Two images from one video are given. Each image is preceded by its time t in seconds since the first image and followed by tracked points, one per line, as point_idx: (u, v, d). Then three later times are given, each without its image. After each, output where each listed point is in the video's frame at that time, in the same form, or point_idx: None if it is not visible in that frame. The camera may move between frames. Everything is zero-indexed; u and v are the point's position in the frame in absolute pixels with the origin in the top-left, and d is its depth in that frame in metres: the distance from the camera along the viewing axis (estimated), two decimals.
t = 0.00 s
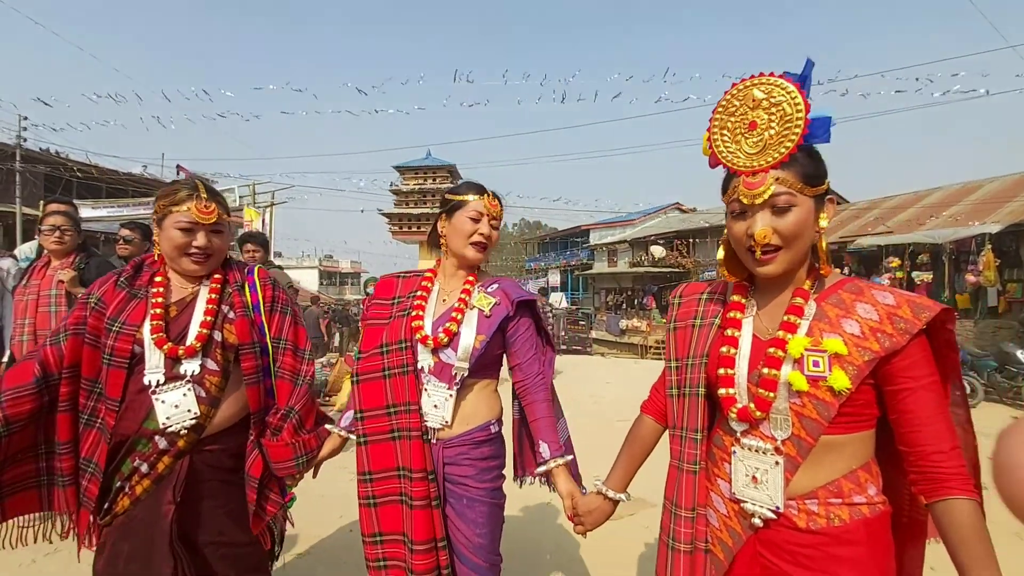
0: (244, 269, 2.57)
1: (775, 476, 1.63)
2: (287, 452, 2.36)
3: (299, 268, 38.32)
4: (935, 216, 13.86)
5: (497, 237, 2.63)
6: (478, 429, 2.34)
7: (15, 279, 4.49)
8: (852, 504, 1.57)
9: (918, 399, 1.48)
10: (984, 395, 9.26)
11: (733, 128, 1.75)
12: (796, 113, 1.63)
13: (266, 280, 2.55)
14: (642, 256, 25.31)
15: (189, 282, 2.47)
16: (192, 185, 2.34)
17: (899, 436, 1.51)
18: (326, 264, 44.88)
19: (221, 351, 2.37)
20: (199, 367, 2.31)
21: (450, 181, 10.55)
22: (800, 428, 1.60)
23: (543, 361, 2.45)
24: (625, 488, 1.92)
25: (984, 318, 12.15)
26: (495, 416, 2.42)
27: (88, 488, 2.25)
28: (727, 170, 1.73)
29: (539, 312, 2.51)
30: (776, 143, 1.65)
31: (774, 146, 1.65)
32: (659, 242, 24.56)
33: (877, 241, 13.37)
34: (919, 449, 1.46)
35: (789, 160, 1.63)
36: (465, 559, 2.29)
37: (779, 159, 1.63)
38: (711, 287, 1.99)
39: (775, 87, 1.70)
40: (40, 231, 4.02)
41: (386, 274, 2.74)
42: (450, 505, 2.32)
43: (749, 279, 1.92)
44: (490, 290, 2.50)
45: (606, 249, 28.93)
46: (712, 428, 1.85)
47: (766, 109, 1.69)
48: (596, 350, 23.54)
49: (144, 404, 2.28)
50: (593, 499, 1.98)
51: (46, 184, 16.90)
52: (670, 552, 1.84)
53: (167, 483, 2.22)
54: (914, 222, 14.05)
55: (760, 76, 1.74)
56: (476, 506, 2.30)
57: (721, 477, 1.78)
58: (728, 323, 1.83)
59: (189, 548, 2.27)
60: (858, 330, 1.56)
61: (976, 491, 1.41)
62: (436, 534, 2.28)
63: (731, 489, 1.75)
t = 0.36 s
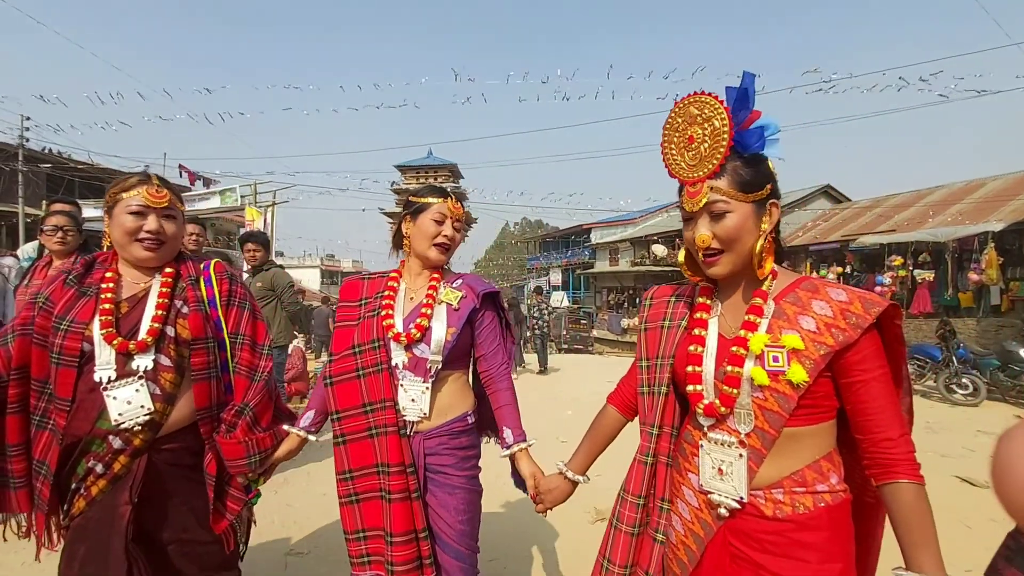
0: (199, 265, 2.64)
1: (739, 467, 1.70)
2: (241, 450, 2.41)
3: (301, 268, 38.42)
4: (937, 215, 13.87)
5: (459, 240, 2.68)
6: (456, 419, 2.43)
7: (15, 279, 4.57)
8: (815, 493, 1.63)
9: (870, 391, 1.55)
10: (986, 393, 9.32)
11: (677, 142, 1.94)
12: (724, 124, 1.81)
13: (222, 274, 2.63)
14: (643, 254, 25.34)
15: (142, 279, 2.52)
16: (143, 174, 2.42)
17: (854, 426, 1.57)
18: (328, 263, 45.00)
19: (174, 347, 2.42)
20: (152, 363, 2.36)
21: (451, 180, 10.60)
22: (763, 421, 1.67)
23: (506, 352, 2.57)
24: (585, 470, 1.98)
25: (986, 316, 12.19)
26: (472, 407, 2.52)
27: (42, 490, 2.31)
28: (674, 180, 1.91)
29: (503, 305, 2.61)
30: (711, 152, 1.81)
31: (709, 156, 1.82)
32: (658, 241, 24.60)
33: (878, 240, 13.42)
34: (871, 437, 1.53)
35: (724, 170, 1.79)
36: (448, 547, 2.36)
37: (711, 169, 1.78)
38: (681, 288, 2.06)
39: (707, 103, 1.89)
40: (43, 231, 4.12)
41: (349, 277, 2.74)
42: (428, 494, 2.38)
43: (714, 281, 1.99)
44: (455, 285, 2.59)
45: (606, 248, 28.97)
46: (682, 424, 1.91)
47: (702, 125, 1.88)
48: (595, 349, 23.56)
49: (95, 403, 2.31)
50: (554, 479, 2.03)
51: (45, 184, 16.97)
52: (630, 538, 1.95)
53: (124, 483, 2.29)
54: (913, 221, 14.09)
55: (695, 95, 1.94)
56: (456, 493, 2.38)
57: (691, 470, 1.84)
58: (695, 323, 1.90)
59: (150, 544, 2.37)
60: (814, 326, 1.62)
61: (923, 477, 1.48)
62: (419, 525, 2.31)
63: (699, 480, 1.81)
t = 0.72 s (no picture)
0: (195, 260, 2.66)
1: (737, 463, 1.70)
2: (250, 440, 2.43)
3: (303, 267, 38.50)
4: (941, 212, 13.82)
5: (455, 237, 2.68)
6: (458, 418, 2.43)
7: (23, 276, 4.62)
8: (817, 490, 1.63)
9: (868, 386, 1.55)
10: (990, 391, 9.29)
11: (664, 147, 2.00)
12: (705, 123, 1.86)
13: (220, 269, 2.66)
14: (646, 253, 25.32)
15: (141, 274, 2.55)
16: (140, 169, 2.47)
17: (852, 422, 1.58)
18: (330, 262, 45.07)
19: (176, 341, 2.45)
20: (155, 357, 2.38)
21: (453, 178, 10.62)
22: (759, 417, 1.68)
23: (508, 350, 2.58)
24: (592, 467, 1.99)
25: (990, 314, 12.14)
26: (475, 405, 2.53)
27: (47, 489, 2.31)
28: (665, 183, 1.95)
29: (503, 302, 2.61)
30: (695, 152, 1.86)
31: (694, 156, 1.86)
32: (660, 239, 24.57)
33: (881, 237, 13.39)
34: (869, 433, 1.53)
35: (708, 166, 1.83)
36: (454, 544, 2.37)
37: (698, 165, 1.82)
38: (684, 287, 2.08)
39: (687, 108, 1.96)
40: (49, 231, 4.13)
41: (352, 276, 2.75)
42: (433, 491, 2.39)
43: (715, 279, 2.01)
44: (454, 283, 2.60)
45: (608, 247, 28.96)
46: (684, 421, 1.92)
47: (686, 128, 1.94)
48: (598, 347, 23.54)
49: (99, 398, 2.33)
50: (560, 477, 2.04)
51: (50, 184, 17.05)
52: (645, 537, 1.94)
53: (130, 478, 2.32)
54: (916, 219, 14.05)
55: (677, 101, 2.01)
56: (460, 491, 2.39)
57: (693, 466, 1.85)
58: (695, 321, 1.90)
59: (156, 539, 2.39)
60: (810, 321, 1.62)
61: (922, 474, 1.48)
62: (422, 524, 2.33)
63: (700, 476, 1.82)
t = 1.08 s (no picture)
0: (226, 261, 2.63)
1: (771, 468, 1.65)
2: (283, 434, 2.39)
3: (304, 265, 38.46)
4: (944, 209, 13.76)
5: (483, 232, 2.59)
6: (480, 423, 2.38)
7: (26, 275, 4.56)
8: (855, 499, 1.57)
9: (912, 389, 1.49)
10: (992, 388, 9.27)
11: (683, 144, 1.95)
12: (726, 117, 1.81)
13: (251, 271, 2.63)
14: (647, 251, 25.26)
15: (175, 273, 2.50)
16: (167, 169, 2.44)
17: (894, 427, 1.53)
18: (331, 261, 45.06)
19: (212, 339, 2.41)
20: (191, 355, 2.34)
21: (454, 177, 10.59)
22: (795, 420, 1.62)
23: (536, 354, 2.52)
24: (620, 480, 1.93)
25: (993, 312, 12.05)
26: (498, 409, 2.48)
27: (84, 486, 2.24)
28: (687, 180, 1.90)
29: (535, 305, 2.56)
30: (716, 146, 1.81)
31: (716, 150, 1.81)
32: (663, 237, 24.52)
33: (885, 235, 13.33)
34: (911, 439, 1.48)
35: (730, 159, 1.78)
36: (469, 548, 2.32)
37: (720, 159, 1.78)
38: (711, 285, 2.02)
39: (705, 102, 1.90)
40: (50, 230, 4.09)
41: (377, 269, 2.71)
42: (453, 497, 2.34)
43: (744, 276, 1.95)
44: (484, 284, 2.54)
45: (610, 245, 28.91)
46: (712, 423, 1.87)
47: (707, 122, 1.88)
48: (601, 345, 23.50)
49: (137, 396, 2.28)
50: (588, 489, 1.97)
51: (52, 183, 17.05)
52: (668, 542, 1.91)
53: (165, 475, 2.25)
54: (919, 216, 13.99)
55: (693, 95, 1.96)
56: (481, 496, 2.34)
57: (721, 470, 1.80)
58: (724, 319, 1.86)
59: (188, 537, 2.30)
60: (849, 319, 1.57)
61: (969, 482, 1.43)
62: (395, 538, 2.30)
63: (730, 481, 1.76)
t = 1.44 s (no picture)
0: (256, 260, 2.54)
1: (828, 478, 1.56)
2: (322, 426, 2.30)
3: (303, 263, 38.34)
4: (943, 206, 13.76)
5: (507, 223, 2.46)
6: (502, 424, 2.28)
7: (23, 273, 4.42)
8: (922, 510, 1.49)
9: (991, 399, 1.43)
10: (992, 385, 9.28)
11: (736, 126, 1.88)
12: (779, 99, 1.74)
13: (280, 270, 2.54)
14: (647, 248, 25.21)
15: (208, 273, 2.42)
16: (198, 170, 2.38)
17: (969, 439, 1.46)
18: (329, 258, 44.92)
19: (241, 337, 2.32)
20: (222, 351, 2.25)
21: (454, 174, 10.54)
22: (854, 426, 1.54)
23: (570, 356, 2.41)
24: (669, 488, 1.86)
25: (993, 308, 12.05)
26: (521, 410, 2.36)
27: (121, 479, 2.19)
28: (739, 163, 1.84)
29: (567, 306, 2.44)
30: (769, 129, 1.74)
31: (767, 134, 1.74)
32: (663, 234, 24.45)
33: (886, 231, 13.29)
34: (989, 454, 1.43)
35: (781, 142, 1.71)
36: (487, 553, 2.23)
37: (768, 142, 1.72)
38: (761, 278, 1.95)
39: (759, 81, 1.82)
40: (48, 227, 4.00)
41: (406, 262, 2.66)
42: (471, 499, 2.26)
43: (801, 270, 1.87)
44: (514, 284, 2.42)
45: (611, 242, 28.84)
46: (759, 427, 1.78)
47: (760, 102, 1.80)
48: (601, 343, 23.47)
49: (170, 391, 2.21)
50: (635, 498, 1.91)
51: (50, 180, 16.92)
52: (702, 544, 1.86)
53: (198, 468, 2.19)
54: (918, 213, 13.98)
55: (748, 74, 1.88)
56: (499, 500, 2.25)
57: (771, 478, 1.71)
58: (777, 315, 1.78)
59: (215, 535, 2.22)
60: (920, 318, 1.50)
61: None
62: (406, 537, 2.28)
63: (780, 490, 1.68)
